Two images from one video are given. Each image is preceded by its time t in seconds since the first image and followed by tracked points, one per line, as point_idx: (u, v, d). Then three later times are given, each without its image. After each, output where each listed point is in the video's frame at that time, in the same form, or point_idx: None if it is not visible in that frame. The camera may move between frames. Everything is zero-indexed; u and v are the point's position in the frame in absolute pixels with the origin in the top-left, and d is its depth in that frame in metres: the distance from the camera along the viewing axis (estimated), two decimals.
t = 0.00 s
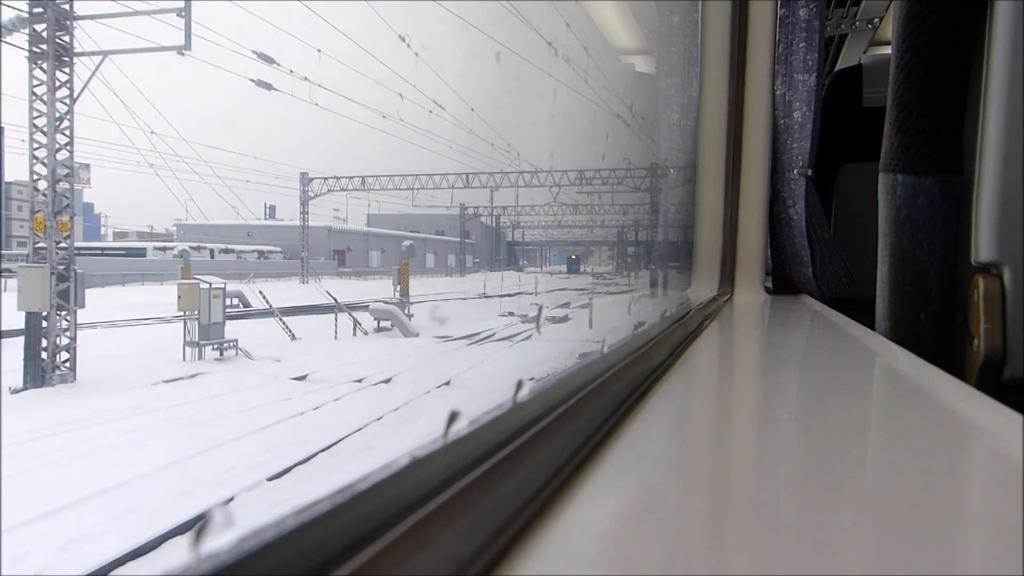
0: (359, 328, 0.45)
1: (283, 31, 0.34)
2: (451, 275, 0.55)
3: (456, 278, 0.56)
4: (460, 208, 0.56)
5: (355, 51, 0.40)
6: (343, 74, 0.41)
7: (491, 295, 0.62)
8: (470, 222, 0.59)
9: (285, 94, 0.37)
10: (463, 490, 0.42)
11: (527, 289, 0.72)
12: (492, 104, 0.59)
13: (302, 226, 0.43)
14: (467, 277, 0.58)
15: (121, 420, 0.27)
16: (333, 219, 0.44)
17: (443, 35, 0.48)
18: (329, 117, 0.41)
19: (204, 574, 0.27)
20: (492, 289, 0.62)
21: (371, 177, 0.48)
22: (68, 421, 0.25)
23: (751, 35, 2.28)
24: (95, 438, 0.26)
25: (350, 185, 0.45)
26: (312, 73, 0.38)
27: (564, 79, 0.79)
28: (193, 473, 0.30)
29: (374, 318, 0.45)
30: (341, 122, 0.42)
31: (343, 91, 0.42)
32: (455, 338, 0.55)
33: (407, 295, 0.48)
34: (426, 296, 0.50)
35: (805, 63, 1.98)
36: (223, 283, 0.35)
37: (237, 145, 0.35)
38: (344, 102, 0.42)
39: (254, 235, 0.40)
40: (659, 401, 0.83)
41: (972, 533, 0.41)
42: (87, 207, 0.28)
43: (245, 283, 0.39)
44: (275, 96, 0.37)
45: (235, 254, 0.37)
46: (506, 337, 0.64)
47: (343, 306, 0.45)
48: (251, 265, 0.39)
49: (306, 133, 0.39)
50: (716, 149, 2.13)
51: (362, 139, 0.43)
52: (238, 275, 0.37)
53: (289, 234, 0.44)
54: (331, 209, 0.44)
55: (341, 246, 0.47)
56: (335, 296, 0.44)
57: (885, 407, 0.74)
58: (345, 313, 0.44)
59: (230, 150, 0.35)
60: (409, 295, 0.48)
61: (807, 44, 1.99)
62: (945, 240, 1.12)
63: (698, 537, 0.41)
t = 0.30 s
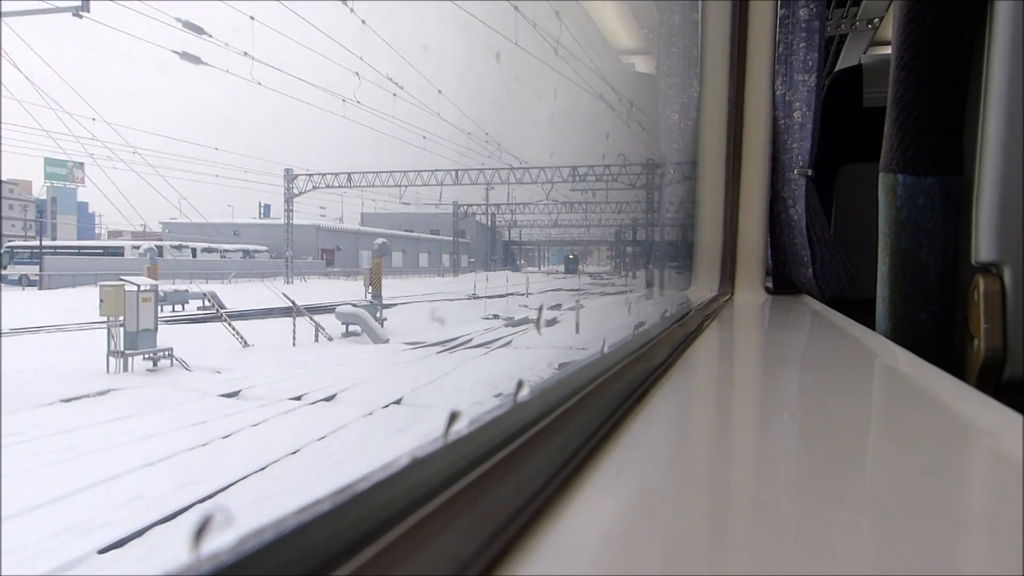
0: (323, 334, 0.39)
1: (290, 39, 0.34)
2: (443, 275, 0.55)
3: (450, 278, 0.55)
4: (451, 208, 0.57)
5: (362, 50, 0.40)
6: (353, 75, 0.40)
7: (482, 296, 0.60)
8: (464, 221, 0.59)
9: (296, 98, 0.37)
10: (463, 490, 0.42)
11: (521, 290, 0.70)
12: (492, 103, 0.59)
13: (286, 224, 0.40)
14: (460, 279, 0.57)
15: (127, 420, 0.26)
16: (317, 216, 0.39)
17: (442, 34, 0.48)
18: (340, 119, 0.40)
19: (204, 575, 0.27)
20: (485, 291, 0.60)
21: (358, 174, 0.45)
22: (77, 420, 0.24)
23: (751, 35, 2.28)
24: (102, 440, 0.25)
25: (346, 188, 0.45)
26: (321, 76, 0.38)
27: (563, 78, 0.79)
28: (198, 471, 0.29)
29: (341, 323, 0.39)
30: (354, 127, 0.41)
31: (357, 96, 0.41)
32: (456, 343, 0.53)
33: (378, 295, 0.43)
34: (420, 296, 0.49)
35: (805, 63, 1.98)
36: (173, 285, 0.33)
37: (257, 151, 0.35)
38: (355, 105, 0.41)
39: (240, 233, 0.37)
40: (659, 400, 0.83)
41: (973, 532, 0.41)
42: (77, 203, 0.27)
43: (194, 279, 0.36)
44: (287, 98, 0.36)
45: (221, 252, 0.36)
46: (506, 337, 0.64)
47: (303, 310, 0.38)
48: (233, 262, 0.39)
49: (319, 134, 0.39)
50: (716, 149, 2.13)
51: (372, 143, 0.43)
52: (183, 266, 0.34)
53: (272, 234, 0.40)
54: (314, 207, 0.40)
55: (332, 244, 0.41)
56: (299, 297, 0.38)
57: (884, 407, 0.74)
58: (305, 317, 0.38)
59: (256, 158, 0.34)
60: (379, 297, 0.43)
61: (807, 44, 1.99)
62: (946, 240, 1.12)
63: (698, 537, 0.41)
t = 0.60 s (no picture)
0: (275, 340, 0.36)
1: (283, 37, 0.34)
2: (435, 275, 0.53)
3: (441, 279, 0.54)
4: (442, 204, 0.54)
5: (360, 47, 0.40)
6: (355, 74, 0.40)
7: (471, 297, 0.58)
8: (457, 220, 0.58)
9: (304, 99, 0.37)
10: (463, 490, 0.42)
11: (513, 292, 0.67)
12: (491, 103, 0.59)
13: (269, 222, 0.39)
14: (454, 278, 0.56)
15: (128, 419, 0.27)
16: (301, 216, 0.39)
17: (441, 33, 0.48)
18: (347, 120, 0.40)
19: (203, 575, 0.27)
20: (474, 292, 0.58)
21: (341, 171, 0.41)
22: (68, 421, 0.24)
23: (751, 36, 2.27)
24: (85, 442, 0.26)
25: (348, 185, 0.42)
26: (325, 75, 0.38)
27: (564, 78, 0.79)
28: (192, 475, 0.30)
29: (301, 328, 0.38)
30: (357, 127, 0.41)
31: (359, 95, 0.41)
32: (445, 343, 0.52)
33: (345, 297, 0.44)
34: (400, 297, 0.48)
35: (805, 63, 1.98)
36: (148, 287, 0.33)
37: (253, 149, 0.35)
38: (359, 102, 0.41)
39: (224, 232, 0.37)
40: (660, 401, 0.83)
41: (973, 533, 0.41)
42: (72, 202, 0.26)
43: (171, 277, 0.37)
44: (291, 97, 0.36)
45: (202, 250, 0.36)
46: (507, 337, 0.64)
47: (253, 313, 0.35)
48: (217, 262, 0.38)
49: (326, 135, 0.39)
50: (716, 149, 2.13)
51: (374, 143, 0.43)
52: (171, 265, 0.35)
53: (256, 230, 0.38)
54: (301, 204, 0.40)
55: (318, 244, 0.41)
56: (249, 300, 0.35)
57: (885, 407, 0.74)
58: (254, 320, 0.36)
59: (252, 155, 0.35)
60: (348, 301, 0.44)
61: (807, 44, 1.99)
62: (946, 240, 1.12)
63: (697, 537, 0.41)
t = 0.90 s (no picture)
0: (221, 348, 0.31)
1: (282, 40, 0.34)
2: (427, 275, 0.51)
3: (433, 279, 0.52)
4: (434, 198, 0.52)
5: (354, 44, 0.40)
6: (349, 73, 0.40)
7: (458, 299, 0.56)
8: (450, 219, 0.55)
9: (302, 100, 0.37)
10: (463, 490, 0.42)
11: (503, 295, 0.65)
12: (492, 104, 0.59)
13: (252, 220, 0.35)
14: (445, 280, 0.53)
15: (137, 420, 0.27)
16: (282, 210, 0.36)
17: (441, 34, 0.48)
18: (343, 120, 0.40)
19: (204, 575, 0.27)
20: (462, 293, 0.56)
21: (325, 167, 0.40)
22: (74, 426, 0.24)
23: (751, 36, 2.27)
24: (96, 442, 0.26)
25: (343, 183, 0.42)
26: (322, 75, 0.38)
27: (564, 78, 0.79)
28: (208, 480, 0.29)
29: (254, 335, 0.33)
30: (353, 128, 0.41)
31: (353, 94, 0.41)
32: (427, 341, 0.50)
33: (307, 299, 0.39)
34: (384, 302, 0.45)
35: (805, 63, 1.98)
36: (120, 286, 0.29)
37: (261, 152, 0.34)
38: (352, 102, 0.41)
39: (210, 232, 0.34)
40: (660, 401, 0.83)
41: (972, 533, 0.41)
42: (65, 202, 0.25)
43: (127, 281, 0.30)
44: (290, 97, 0.36)
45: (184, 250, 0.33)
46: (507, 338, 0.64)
47: (191, 319, 0.31)
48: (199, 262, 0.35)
49: (325, 137, 0.39)
50: (716, 149, 2.13)
51: (374, 145, 0.43)
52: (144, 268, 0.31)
53: (238, 229, 0.35)
54: (285, 200, 0.36)
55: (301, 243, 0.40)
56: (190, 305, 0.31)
57: (884, 407, 0.74)
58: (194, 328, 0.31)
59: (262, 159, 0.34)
60: (310, 304, 0.39)
61: (807, 44, 1.99)
62: (946, 240, 1.12)
63: (696, 536, 0.40)
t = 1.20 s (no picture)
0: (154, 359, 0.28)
1: (277, 42, 0.34)
2: (418, 275, 0.50)
3: (420, 280, 0.50)
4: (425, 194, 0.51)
5: (351, 44, 0.39)
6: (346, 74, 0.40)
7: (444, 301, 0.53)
8: (442, 218, 0.54)
9: (297, 101, 0.37)
10: (462, 490, 0.42)
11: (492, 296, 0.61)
12: (492, 104, 0.59)
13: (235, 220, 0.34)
14: (436, 282, 0.51)
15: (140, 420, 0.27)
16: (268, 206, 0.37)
17: (440, 33, 0.48)
18: (334, 120, 0.40)
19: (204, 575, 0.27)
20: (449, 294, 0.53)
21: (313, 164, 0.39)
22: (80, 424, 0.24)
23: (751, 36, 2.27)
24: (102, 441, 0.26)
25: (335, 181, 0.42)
26: (317, 77, 0.38)
27: (564, 78, 0.79)
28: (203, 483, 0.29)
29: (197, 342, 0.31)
30: (343, 129, 0.41)
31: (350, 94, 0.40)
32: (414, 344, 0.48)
33: (260, 303, 0.34)
34: (368, 302, 0.44)
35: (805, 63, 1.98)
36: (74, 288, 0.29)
37: (252, 151, 0.35)
38: (350, 102, 0.41)
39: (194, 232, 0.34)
40: (660, 401, 0.83)
41: (973, 533, 0.41)
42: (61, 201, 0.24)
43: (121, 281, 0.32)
44: (283, 97, 0.36)
45: (163, 250, 0.33)
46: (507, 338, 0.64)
47: (114, 326, 0.28)
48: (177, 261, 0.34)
49: (316, 139, 0.39)
50: (716, 149, 2.13)
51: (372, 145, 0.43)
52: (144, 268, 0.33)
53: (219, 228, 0.34)
54: (269, 198, 0.36)
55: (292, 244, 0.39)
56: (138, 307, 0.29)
57: (885, 407, 0.74)
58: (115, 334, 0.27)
59: (250, 158, 0.35)
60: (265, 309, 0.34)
61: (807, 44, 1.99)
62: (946, 240, 1.12)
63: (696, 536, 0.40)
